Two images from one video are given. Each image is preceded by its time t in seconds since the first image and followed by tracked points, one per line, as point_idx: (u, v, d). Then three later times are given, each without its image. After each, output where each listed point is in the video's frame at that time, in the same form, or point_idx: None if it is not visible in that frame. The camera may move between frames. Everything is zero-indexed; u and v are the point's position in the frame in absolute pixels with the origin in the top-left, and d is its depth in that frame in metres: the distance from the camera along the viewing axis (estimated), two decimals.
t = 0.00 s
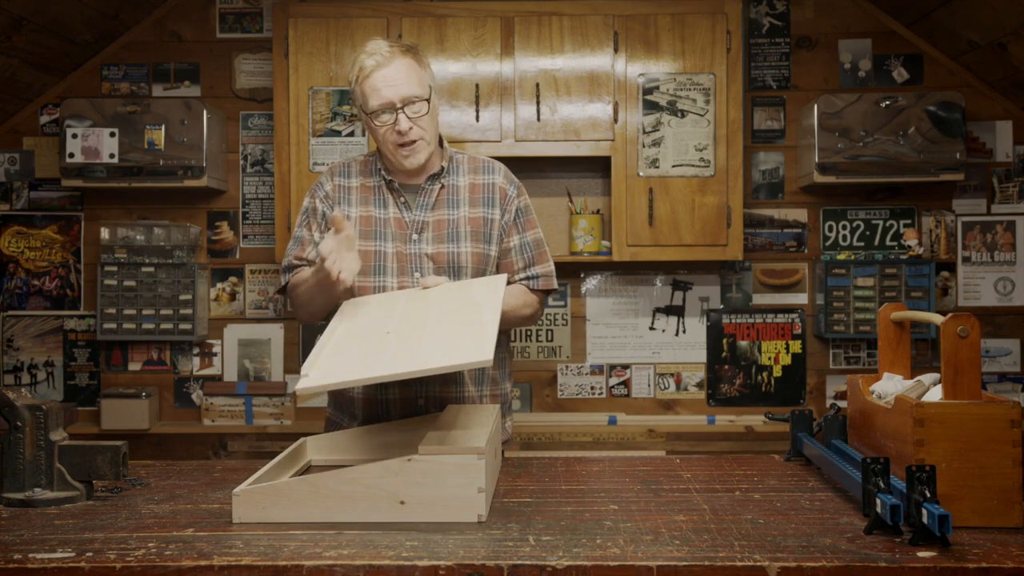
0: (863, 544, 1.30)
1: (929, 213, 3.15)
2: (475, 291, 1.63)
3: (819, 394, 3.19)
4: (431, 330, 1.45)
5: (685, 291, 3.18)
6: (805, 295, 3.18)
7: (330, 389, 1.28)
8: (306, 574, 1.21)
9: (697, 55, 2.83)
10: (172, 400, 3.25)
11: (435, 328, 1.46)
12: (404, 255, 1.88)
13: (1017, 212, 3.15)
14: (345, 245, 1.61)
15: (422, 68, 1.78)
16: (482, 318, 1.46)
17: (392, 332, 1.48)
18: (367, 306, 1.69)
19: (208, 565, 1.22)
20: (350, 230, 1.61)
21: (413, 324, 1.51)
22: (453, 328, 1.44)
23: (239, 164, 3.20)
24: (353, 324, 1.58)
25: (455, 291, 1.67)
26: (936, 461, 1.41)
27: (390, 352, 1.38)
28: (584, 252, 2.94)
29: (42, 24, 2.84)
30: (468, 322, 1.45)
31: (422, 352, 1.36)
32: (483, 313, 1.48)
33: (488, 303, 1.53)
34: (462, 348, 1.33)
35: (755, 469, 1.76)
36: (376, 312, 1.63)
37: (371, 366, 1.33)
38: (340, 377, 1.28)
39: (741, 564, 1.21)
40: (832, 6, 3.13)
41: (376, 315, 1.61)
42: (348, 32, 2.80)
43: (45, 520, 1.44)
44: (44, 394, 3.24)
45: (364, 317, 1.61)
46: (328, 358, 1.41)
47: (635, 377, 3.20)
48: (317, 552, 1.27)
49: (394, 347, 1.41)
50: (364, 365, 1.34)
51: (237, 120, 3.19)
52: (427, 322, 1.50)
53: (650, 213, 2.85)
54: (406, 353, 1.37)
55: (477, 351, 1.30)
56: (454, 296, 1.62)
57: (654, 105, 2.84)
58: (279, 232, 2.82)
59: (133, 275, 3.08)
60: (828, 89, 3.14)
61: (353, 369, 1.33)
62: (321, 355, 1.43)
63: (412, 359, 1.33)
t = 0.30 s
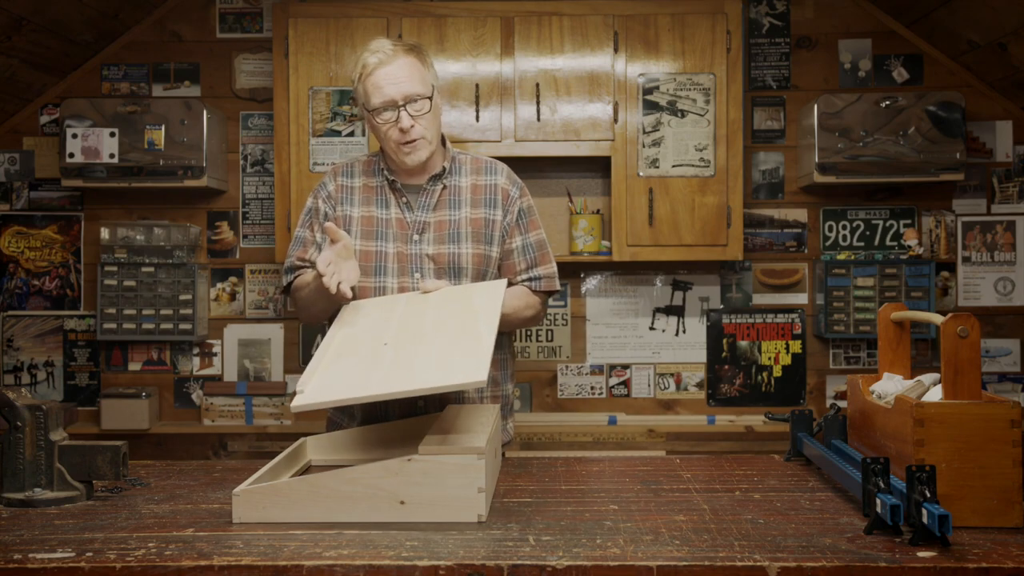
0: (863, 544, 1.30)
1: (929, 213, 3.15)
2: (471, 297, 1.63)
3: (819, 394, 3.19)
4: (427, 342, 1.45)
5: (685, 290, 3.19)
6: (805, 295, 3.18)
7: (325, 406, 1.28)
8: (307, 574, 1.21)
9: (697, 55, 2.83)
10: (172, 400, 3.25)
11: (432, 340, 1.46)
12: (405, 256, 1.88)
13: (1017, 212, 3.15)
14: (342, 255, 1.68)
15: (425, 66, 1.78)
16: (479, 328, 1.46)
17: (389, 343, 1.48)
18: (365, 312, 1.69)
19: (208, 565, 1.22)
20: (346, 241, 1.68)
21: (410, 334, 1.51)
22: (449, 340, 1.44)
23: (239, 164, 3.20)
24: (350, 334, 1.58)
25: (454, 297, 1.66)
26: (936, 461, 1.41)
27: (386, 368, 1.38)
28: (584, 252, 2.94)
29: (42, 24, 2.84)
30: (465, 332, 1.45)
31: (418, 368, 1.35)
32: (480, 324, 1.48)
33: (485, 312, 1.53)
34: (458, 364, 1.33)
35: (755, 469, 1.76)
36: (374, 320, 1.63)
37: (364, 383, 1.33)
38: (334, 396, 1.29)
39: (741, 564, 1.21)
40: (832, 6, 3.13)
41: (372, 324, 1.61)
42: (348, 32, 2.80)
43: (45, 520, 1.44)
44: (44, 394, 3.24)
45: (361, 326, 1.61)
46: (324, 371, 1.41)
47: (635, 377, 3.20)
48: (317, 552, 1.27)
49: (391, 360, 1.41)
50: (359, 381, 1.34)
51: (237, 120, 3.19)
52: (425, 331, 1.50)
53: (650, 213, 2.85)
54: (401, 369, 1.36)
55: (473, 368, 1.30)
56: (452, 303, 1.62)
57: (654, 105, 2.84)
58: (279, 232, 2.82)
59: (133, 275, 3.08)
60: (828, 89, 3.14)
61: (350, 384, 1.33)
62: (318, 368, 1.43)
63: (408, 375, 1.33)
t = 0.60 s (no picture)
0: (863, 544, 1.30)
1: (929, 213, 3.15)
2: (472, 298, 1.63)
3: (819, 394, 3.19)
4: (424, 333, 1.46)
5: (685, 291, 3.19)
6: (805, 295, 3.18)
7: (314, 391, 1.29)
8: (306, 574, 1.21)
9: (697, 55, 2.83)
10: (172, 400, 3.25)
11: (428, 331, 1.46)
12: (406, 256, 1.88)
13: (1017, 212, 3.15)
14: (342, 257, 1.67)
15: (430, 68, 1.77)
16: (474, 322, 1.45)
17: (384, 335, 1.49)
18: (362, 310, 1.69)
19: (208, 565, 1.22)
20: (346, 242, 1.68)
21: (406, 328, 1.51)
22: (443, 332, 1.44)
23: (239, 164, 3.20)
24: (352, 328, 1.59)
25: (451, 294, 1.66)
26: (936, 461, 1.41)
27: (377, 357, 1.38)
28: (584, 252, 2.94)
29: (42, 24, 2.84)
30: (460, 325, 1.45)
31: (409, 357, 1.35)
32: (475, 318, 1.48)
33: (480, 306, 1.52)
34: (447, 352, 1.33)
35: (755, 469, 1.76)
36: (371, 315, 1.64)
37: (354, 370, 1.33)
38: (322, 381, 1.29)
39: (741, 564, 1.21)
40: (831, 6, 3.13)
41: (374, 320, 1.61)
42: (348, 31, 2.80)
43: (45, 520, 1.44)
44: (44, 394, 3.24)
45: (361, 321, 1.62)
46: (318, 361, 1.42)
47: (635, 377, 3.20)
48: (317, 552, 1.27)
49: (384, 350, 1.41)
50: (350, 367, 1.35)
51: (237, 120, 3.19)
52: (421, 325, 1.51)
53: (650, 213, 2.85)
54: (392, 357, 1.36)
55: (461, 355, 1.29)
56: (448, 300, 1.62)
57: (654, 105, 2.84)
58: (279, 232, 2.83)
59: (133, 275, 3.08)
60: (828, 90, 3.14)
61: (340, 371, 1.34)
62: (312, 358, 1.44)
63: (398, 361, 1.33)
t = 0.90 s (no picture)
0: (863, 544, 1.30)
1: (929, 213, 3.15)
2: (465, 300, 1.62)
3: (819, 394, 3.19)
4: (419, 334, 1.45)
5: (685, 290, 3.18)
6: (805, 295, 3.18)
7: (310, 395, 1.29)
8: (306, 574, 1.21)
9: (697, 55, 2.83)
10: (172, 400, 3.25)
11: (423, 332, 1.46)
12: (404, 256, 1.88)
13: (1017, 212, 3.15)
14: (335, 265, 1.69)
15: (430, 70, 1.77)
16: (470, 322, 1.45)
17: (380, 337, 1.48)
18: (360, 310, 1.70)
19: (208, 565, 1.22)
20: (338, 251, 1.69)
21: (402, 329, 1.51)
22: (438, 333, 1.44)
23: (239, 164, 3.20)
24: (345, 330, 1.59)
25: (448, 295, 1.66)
26: (936, 461, 1.41)
27: (373, 360, 1.37)
28: (584, 252, 2.94)
29: (42, 24, 2.84)
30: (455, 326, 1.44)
31: (405, 358, 1.35)
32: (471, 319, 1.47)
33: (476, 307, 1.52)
34: (442, 354, 1.33)
35: (755, 469, 1.76)
36: (368, 317, 1.63)
37: (350, 373, 1.33)
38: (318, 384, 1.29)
39: (741, 564, 1.21)
40: (831, 6, 3.13)
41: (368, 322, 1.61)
42: (348, 31, 2.80)
43: (45, 520, 1.44)
44: (44, 394, 3.24)
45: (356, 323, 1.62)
46: (314, 363, 1.42)
47: (635, 377, 3.20)
48: (317, 552, 1.27)
49: (380, 352, 1.41)
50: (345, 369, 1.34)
51: (237, 120, 3.19)
52: (416, 326, 1.50)
53: (650, 213, 2.85)
54: (388, 359, 1.36)
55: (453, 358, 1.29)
56: (445, 301, 1.62)
57: (654, 105, 2.84)
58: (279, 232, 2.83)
59: (133, 275, 3.08)
60: (828, 90, 3.14)
61: (336, 373, 1.33)
62: (308, 361, 1.43)
63: (393, 363, 1.33)
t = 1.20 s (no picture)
0: (863, 544, 1.30)
1: (929, 213, 3.15)
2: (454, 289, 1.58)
3: (819, 394, 3.19)
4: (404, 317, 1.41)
5: (685, 291, 3.19)
6: (805, 295, 3.18)
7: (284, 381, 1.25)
8: (307, 574, 1.21)
9: (697, 55, 2.83)
10: (172, 400, 3.25)
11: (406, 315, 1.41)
12: (403, 257, 1.88)
13: (1017, 212, 3.15)
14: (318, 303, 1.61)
15: (442, 71, 1.78)
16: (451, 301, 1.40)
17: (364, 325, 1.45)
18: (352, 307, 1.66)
19: (208, 565, 1.22)
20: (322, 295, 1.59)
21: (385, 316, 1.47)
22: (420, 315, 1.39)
23: (239, 164, 3.20)
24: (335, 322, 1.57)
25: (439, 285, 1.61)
26: (936, 461, 1.41)
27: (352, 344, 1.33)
28: (584, 252, 2.94)
29: (42, 24, 2.84)
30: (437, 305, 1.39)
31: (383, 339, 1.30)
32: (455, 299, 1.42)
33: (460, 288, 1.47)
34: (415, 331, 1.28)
35: (755, 469, 1.76)
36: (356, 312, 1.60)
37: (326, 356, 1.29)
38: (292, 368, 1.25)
39: (741, 564, 1.21)
40: (831, 6, 3.13)
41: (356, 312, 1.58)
42: (348, 31, 2.80)
43: (45, 520, 1.44)
44: (44, 394, 3.24)
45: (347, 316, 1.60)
46: (297, 354, 1.38)
47: (635, 377, 3.20)
48: (317, 552, 1.27)
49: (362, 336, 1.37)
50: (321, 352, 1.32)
51: (237, 120, 3.19)
52: (399, 310, 1.46)
53: (650, 213, 2.85)
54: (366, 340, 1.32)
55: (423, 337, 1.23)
56: (434, 289, 1.57)
57: (654, 105, 2.84)
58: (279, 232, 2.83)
59: (133, 275, 3.08)
60: (828, 90, 3.14)
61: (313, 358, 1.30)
62: (292, 353, 1.40)
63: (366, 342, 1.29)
